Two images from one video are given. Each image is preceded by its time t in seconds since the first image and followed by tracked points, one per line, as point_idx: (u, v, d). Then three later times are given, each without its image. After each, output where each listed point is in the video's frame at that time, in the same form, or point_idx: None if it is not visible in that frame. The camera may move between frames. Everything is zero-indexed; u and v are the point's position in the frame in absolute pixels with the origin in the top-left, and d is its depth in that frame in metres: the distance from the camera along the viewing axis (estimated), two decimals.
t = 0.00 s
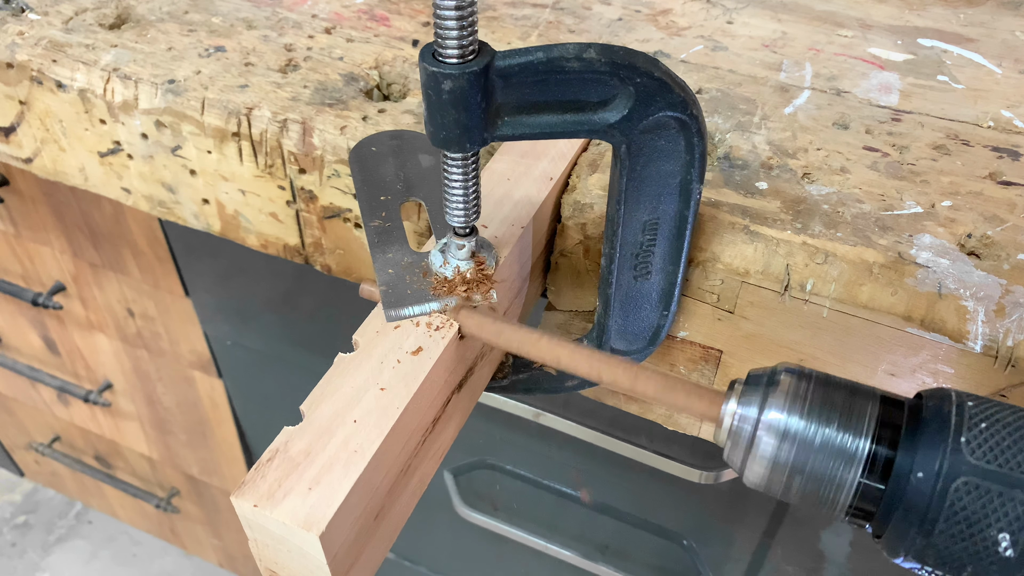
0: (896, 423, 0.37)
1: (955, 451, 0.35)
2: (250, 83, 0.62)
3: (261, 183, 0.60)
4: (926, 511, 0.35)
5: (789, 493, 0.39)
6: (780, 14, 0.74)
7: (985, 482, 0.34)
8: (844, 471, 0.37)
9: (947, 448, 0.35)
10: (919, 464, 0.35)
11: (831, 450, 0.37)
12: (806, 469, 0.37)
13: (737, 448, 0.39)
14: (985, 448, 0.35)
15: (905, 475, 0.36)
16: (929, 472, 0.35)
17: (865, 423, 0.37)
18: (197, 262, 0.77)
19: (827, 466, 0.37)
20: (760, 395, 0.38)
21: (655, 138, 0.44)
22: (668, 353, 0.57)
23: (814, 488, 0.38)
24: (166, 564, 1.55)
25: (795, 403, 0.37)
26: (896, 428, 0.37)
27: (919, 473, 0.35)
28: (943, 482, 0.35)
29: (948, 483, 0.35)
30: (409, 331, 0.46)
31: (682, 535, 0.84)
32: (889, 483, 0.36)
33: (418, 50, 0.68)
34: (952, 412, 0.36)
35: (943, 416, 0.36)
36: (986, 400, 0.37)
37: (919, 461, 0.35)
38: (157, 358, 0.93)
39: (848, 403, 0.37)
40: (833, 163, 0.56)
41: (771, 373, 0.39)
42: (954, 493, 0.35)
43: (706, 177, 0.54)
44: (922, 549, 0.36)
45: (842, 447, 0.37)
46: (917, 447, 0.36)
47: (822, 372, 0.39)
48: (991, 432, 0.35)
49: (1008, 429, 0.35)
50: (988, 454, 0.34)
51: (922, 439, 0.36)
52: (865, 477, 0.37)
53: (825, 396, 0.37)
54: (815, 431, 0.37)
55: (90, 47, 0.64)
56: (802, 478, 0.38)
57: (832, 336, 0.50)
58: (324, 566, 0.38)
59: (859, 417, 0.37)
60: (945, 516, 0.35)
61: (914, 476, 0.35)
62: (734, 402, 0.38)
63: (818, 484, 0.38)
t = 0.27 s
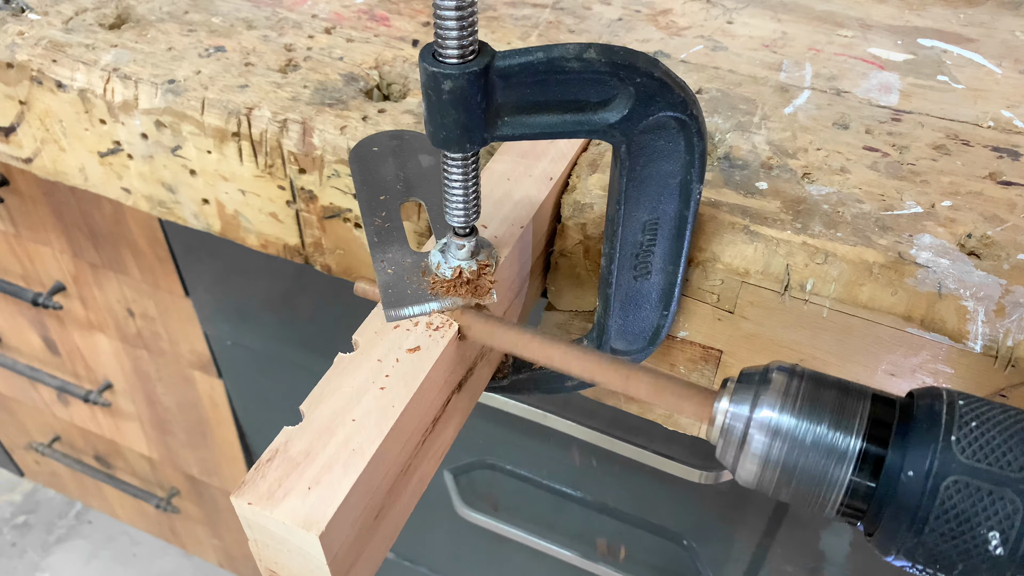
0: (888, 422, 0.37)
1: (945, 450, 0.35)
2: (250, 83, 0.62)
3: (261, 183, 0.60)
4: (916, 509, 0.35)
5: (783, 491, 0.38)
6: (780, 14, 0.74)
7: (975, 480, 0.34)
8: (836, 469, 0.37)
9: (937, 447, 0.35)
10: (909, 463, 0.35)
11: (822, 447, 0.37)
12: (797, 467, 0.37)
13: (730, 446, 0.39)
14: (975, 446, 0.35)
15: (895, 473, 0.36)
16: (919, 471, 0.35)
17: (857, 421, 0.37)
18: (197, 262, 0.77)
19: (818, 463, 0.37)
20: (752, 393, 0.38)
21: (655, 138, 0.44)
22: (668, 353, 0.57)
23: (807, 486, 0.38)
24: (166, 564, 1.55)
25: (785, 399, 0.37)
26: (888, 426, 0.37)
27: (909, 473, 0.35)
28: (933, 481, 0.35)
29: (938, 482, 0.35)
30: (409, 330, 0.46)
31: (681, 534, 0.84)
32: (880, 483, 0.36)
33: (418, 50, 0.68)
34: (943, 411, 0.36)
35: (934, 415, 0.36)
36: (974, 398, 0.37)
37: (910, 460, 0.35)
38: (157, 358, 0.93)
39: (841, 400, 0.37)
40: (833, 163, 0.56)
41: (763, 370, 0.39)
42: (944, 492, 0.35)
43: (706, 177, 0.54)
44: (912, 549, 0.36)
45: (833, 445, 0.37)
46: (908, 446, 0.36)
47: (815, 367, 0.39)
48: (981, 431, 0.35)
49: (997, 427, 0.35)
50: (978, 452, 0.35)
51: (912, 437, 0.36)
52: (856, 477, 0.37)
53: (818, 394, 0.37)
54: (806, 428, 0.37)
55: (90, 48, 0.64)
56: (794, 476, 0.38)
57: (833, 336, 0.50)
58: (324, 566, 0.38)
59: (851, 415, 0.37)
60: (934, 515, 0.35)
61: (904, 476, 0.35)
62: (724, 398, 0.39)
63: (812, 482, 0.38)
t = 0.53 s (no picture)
0: (871, 414, 0.36)
1: (926, 441, 0.34)
2: (250, 83, 0.62)
3: (261, 183, 0.60)
4: (897, 500, 0.35)
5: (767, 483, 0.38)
6: (779, 14, 0.74)
7: (954, 471, 0.34)
8: (818, 460, 0.36)
9: (918, 437, 0.34)
10: (890, 453, 0.35)
11: (805, 437, 0.36)
12: (779, 457, 0.37)
13: (711, 438, 0.38)
14: (955, 439, 0.34)
15: (875, 464, 0.35)
16: (899, 461, 0.34)
17: (839, 412, 0.36)
18: (197, 262, 0.77)
19: (800, 453, 0.36)
20: (733, 384, 0.37)
21: (655, 138, 0.44)
22: (668, 353, 0.57)
23: (789, 477, 0.37)
24: (166, 564, 1.55)
25: (766, 390, 0.37)
26: (870, 418, 0.36)
27: (891, 464, 0.34)
28: (913, 471, 0.34)
29: (918, 473, 0.34)
30: (408, 330, 0.46)
31: (682, 534, 0.84)
32: (857, 471, 0.36)
33: (418, 50, 0.68)
34: (923, 402, 0.35)
35: (915, 406, 0.35)
36: (956, 390, 0.36)
37: (888, 450, 0.35)
38: (157, 358, 0.93)
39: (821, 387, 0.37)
40: (833, 163, 0.56)
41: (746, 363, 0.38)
42: (924, 483, 0.34)
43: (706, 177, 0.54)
44: (888, 539, 0.36)
45: (816, 435, 0.36)
46: (887, 436, 0.35)
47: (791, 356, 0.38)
48: (960, 422, 0.34)
49: (978, 419, 0.35)
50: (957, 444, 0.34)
51: (891, 427, 0.35)
52: (833, 466, 0.36)
53: (800, 386, 0.37)
54: (787, 419, 0.36)
55: (90, 48, 0.64)
56: (776, 467, 0.37)
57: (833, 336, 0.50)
58: (324, 566, 0.38)
59: (834, 406, 0.36)
60: (914, 505, 0.34)
61: (885, 466, 0.35)
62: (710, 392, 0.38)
63: (794, 475, 0.37)
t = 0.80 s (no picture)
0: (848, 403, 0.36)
1: (896, 426, 0.35)
2: (250, 83, 0.62)
3: (261, 183, 0.60)
4: (874, 489, 0.35)
5: (723, 472, 0.38)
6: (780, 14, 0.74)
7: (936, 462, 0.34)
8: (780, 449, 0.37)
9: (888, 423, 0.35)
10: (861, 441, 0.35)
11: (766, 425, 0.37)
12: (737, 444, 0.37)
13: (687, 421, 0.39)
14: (936, 428, 0.34)
15: (849, 453, 0.35)
16: (870, 448, 0.35)
17: (816, 400, 0.36)
18: (196, 262, 0.77)
19: (761, 440, 0.37)
20: (709, 368, 0.39)
21: (655, 137, 0.44)
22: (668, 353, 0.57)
23: (748, 467, 0.38)
24: (166, 564, 1.55)
25: (735, 373, 0.38)
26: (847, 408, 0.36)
27: (863, 451, 0.35)
28: (884, 458, 0.35)
29: (889, 460, 0.34)
30: (408, 330, 0.46)
31: (682, 535, 0.84)
32: (838, 464, 0.36)
33: (418, 50, 0.68)
34: (895, 388, 0.36)
35: (886, 394, 0.36)
36: (932, 371, 0.36)
37: (870, 441, 0.35)
38: (157, 358, 0.93)
39: (800, 374, 0.37)
40: (833, 163, 0.56)
41: (727, 345, 0.40)
42: (898, 470, 0.34)
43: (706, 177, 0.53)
44: (871, 531, 0.36)
45: (779, 423, 0.37)
46: (868, 427, 0.35)
47: (784, 340, 0.39)
48: (941, 411, 0.34)
49: (952, 402, 0.34)
50: (940, 434, 0.34)
51: (872, 417, 0.35)
52: (806, 457, 0.36)
53: (776, 372, 0.37)
54: (750, 403, 0.37)
55: (90, 47, 0.63)
56: (733, 454, 0.38)
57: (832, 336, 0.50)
58: (324, 566, 0.38)
59: (811, 393, 0.37)
60: (890, 493, 0.34)
61: (857, 453, 0.35)
62: (673, 375, 0.39)
63: (771, 463, 0.37)
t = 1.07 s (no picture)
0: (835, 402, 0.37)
1: (883, 422, 0.35)
2: (250, 83, 0.62)
3: (261, 183, 0.60)
4: (860, 483, 0.35)
5: (711, 468, 0.39)
6: (780, 13, 0.74)
7: (921, 458, 0.34)
8: (767, 446, 0.37)
9: (876, 419, 0.35)
10: (848, 436, 0.35)
11: (754, 422, 0.37)
12: (725, 440, 0.38)
13: (676, 418, 0.39)
14: (921, 423, 0.34)
15: (837, 448, 0.36)
16: (858, 443, 0.35)
17: (804, 398, 0.37)
18: (196, 262, 0.77)
19: (748, 437, 0.37)
20: (699, 366, 0.39)
21: (655, 137, 0.44)
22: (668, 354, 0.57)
23: (736, 464, 0.38)
24: (166, 564, 1.55)
25: (723, 370, 0.38)
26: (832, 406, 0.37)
27: (849, 446, 0.35)
28: (872, 452, 0.35)
29: (877, 454, 0.34)
30: (408, 330, 0.46)
31: (682, 535, 0.84)
32: (826, 459, 0.36)
33: (418, 50, 0.68)
34: (883, 385, 0.36)
35: (873, 390, 0.36)
36: (917, 369, 0.36)
37: (856, 437, 0.35)
38: (157, 358, 0.93)
39: (787, 371, 0.38)
40: (833, 163, 0.56)
41: (714, 343, 0.40)
42: (884, 464, 0.34)
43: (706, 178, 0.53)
44: (857, 526, 0.36)
45: (767, 420, 0.37)
46: (854, 422, 0.35)
47: (772, 338, 0.39)
48: (926, 408, 0.34)
49: (936, 397, 0.34)
50: (925, 429, 0.34)
51: (858, 413, 0.35)
52: (793, 454, 0.37)
53: (763, 369, 0.38)
54: (738, 400, 0.37)
55: (90, 47, 0.63)
56: (721, 450, 0.38)
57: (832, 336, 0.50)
58: (324, 566, 0.38)
59: (798, 391, 0.37)
60: (876, 487, 0.35)
61: (844, 448, 0.35)
62: (659, 371, 0.39)
63: (757, 460, 0.37)
